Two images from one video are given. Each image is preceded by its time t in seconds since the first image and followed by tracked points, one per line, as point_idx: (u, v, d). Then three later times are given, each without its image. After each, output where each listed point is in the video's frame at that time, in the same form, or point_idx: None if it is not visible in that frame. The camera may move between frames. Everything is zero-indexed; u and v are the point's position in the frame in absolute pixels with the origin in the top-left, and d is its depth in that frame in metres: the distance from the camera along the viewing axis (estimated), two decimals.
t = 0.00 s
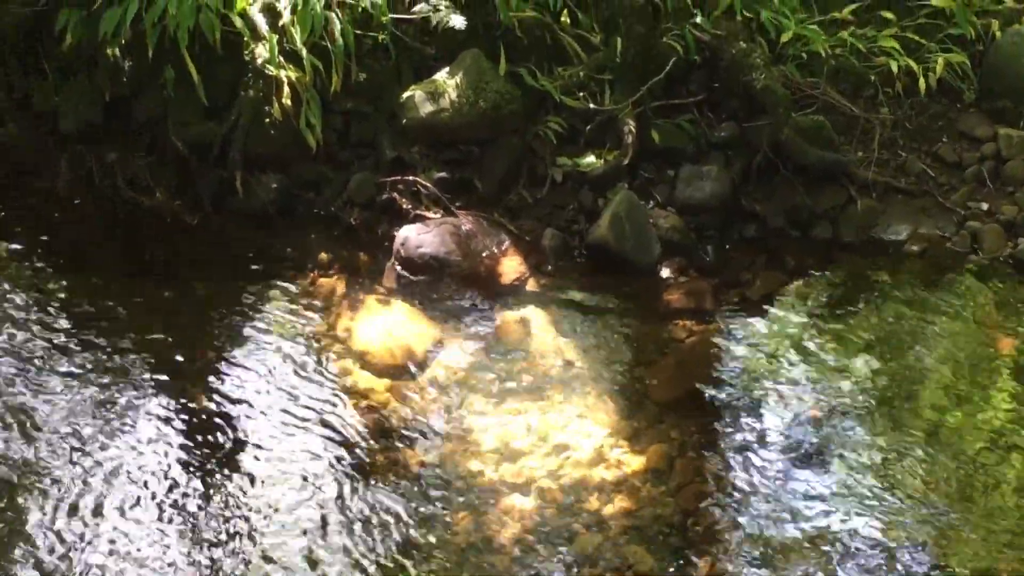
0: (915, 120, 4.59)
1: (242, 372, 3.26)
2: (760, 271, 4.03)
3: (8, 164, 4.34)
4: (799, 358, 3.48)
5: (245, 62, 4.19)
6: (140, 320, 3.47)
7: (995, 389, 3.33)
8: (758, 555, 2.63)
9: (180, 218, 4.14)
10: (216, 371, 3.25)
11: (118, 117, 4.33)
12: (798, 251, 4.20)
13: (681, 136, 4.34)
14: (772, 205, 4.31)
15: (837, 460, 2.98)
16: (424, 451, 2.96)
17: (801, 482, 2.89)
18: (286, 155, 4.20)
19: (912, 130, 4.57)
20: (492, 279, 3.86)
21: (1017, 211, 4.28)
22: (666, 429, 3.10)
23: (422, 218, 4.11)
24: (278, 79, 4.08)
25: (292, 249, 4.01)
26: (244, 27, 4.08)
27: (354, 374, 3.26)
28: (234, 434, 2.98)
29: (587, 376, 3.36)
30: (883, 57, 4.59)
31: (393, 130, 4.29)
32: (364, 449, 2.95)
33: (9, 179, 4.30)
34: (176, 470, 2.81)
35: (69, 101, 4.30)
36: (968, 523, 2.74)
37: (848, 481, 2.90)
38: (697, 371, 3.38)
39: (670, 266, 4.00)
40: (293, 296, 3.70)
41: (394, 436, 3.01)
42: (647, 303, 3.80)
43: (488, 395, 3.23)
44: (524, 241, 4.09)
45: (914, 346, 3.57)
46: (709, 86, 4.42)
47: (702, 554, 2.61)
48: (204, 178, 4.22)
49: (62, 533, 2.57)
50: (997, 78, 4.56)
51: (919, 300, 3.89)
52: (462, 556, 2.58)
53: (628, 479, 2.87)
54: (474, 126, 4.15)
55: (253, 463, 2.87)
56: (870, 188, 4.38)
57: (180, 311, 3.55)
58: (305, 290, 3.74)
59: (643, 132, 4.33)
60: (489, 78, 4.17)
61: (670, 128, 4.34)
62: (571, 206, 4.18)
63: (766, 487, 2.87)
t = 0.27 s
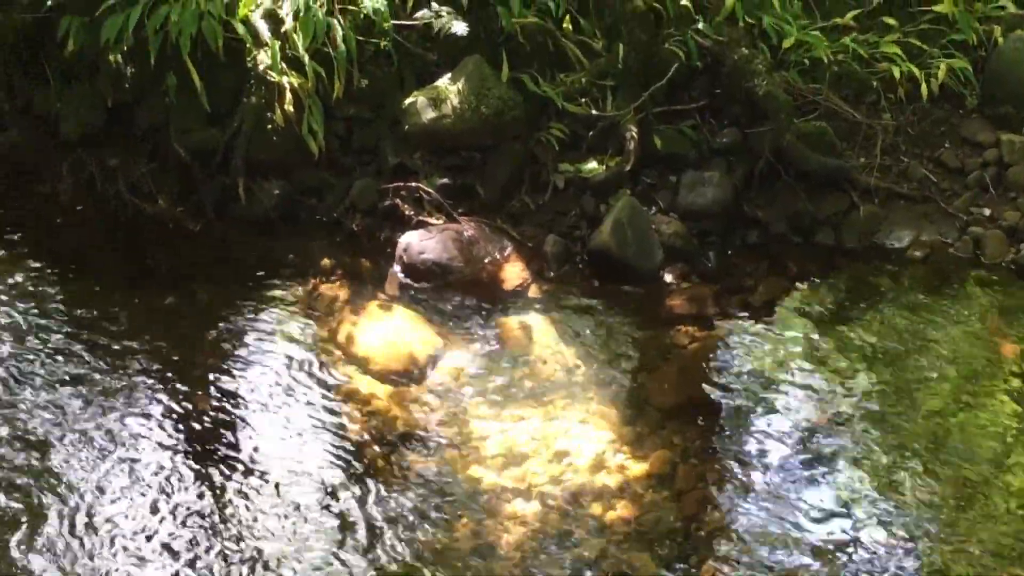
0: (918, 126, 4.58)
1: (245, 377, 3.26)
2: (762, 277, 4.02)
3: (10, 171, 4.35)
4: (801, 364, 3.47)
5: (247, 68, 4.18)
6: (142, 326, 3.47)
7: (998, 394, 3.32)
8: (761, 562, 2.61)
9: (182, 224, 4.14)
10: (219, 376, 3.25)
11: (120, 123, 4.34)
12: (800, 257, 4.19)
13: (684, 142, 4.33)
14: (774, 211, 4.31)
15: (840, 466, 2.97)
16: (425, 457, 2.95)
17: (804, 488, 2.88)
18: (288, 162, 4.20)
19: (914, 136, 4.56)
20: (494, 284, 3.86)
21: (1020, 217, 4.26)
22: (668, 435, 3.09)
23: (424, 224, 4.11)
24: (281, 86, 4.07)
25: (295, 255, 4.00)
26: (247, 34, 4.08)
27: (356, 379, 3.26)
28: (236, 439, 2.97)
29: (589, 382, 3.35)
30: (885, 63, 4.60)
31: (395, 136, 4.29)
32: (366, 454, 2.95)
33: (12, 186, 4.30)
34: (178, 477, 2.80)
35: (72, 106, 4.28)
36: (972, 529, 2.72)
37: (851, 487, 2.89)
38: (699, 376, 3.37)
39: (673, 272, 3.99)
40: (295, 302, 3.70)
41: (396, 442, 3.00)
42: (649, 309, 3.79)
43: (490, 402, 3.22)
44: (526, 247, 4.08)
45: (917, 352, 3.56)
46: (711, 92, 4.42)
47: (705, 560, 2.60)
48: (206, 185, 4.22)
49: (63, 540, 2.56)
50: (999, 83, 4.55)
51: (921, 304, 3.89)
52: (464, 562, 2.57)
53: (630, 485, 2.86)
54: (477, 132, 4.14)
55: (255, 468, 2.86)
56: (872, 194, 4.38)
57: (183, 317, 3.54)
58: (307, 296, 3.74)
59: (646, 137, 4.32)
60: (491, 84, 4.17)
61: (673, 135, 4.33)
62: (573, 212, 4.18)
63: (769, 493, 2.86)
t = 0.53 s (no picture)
0: (919, 133, 4.58)
1: (247, 384, 3.25)
2: (764, 284, 4.01)
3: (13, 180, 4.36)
4: (804, 371, 3.46)
5: (249, 75, 4.17)
6: (145, 334, 3.45)
7: (1002, 402, 3.30)
8: (766, 570, 2.60)
9: (185, 232, 4.14)
10: (221, 384, 3.24)
11: (123, 131, 4.31)
12: (802, 264, 4.19)
13: (685, 148, 4.34)
14: (776, 218, 4.30)
15: (844, 474, 2.95)
16: (427, 465, 2.94)
17: (809, 495, 2.87)
18: (290, 169, 4.20)
19: (916, 143, 4.56)
20: (496, 291, 3.85)
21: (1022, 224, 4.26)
22: (671, 443, 3.08)
23: (426, 232, 4.10)
24: (283, 93, 4.09)
25: (297, 263, 4.00)
26: (249, 41, 4.09)
27: (358, 387, 3.25)
28: (238, 447, 2.96)
29: (591, 389, 3.34)
30: (887, 70, 4.59)
31: (397, 143, 4.29)
32: (368, 462, 2.93)
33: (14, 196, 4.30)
34: (181, 486, 2.78)
35: (73, 115, 4.26)
36: (976, 537, 2.71)
37: (855, 494, 2.87)
38: (702, 384, 3.35)
39: (675, 279, 3.98)
40: (297, 310, 3.69)
41: (399, 450, 2.99)
42: (651, 317, 3.78)
43: (492, 409, 3.21)
44: (528, 254, 4.07)
45: (920, 359, 3.55)
46: (713, 99, 4.42)
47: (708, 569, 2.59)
48: (208, 193, 4.21)
49: (65, 550, 2.54)
50: (1001, 91, 4.54)
51: (924, 312, 3.88)
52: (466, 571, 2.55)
53: (633, 493, 2.84)
54: (479, 139, 4.15)
55: (257, 476, 2.85)
56: (874, 202, 4.37)
57: (185, 325, 3.53)
58: (309, 304, 3.73)
59: (647, 144, 4.32)
60: (493, 91, 4.17)
61: (674, 142, 4.34)
62: (575, 220, 4.17)
63: (772, 501, 2.85)
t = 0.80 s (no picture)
0: (920, 141, 4.58)
1: (249, 393, 3.24)
2: (766, 293, 4.01)
3: (14, 189, 4.33)
4: (806, 380, 3.45)
5: (251, 84, 4.17)
6: (147, 343, 3.44)
7: (1005, 410, 3.29)
8: None
9: (187, 241, 4.13)
10: (224, 393, 3.23)
11: (125, 141, 4.31)
12: (804, 273, 4.18)
13: (687, 157, 4.33)
14: (778, 226, 4.29)
15: (847, 481, 2.94)
16: (429, 473, 2.93)
17: (812, 503, 2.86)
18: (291, 179, 4.19)
19: (917, 151, 4.56)
20: (498, 300, 3.84)
21: None
22: (673, 451, 3.07)
23: (427, 241, 4.10)
24: (285, 102, 4.07)
25: (298, 272, 3.99)
26: (251, 50, 4.09)
27: (360, 396, 3.24)
28: (241, 455, 2.95)
29: (593, 398, 3.33)
30: (888, 78, 4.60)
31: (398, 153, 4.29)
32: (370, 471, 2.92)
33: (15, 207, 4.27)
34: (183, 495, 2.77)
35: (75, 124, 4.26)
36: (979, 545, 2.70)
37: (859, 502, 2.86)
38: (704, 392, 3.34)
39: (676, 288, 3.98)
40: (299, 319, 3.68)
41: (401, 458, 2.98)
42: (653, 325, 3.77)
43: (493, 418, 3.19)
44: (530, 263, 4.06)
45: (922, 367, 3.54)
46: (714, 108, 4.44)
47: None
48: (210, 202, 4.21)
49: (67, 559, 2.52)
50: (1001, 99, 4.55)
51: (925, 320, 3.87)
52: None
53: (635, 501, 2.83)
54: (481, 148, 4.14)
55: (259, 485, 2.84)
56: (876, 210, 4.37)
57: (188, 334, 3.52)
58: (311, 313, 3.72)
59: (648, 153, 4.32)
60: (496, 100, 4.17)
61: (675, 150, 4.34)
62: (576, 228, 4.17)
63: (776, 508, 2.83)
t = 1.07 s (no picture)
0: (922, 151, 4.57)
1: (251, 404, 3.22)
2: (768, 303, 4.00)
3: (16, 201, 4.33)
4: (809, 390, 3.43)
5: (253, 95, 4.18)
6: (149, 354, 3.43)
7: (1009, 420, 3.27)
8: None
9: (189, 252, 4.13)
10: (225, 403, 3.21)
11: (127, 152, 4.29)
12: (806, 283, 4.17)
13: (688, 167, 4.33)
14: (780, 237, 4.28)
15: (851, 493, 2.92)
16: (431, 484, 2.91)
17: (816, 515, 2.84)
18: (293, 189, 4.19)
19: (919, 162, 4.55)
20: (500, 311, 3.83)
21: None
22: (675, 461, 3.06)
23: (429, 251, 4.10)
24: (287, 113, 4.08)
25: (300, 282, 3.98)
26: (253, 60, 4.08)
27: (361, 407, 3.22)
28: (242, 466, 2.93)
29: (595, 409, 3.31)
30: (889, 89, 4.60)
31: (400, 163, 4.27)
32: (371, 482, 2.90)
33: (19, 219, 4.28)
34: (184, 506, 2.75)
35: (78, 136, 4.26)
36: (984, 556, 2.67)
37: (863, 513, 2.84)
38: (706, 402, 3.33)
39: (678, 298, 3.96)
40: (301, 329, 3.67)
41: (402, 469, 2.96)
42: (654, 336, 3.76)
43: (495, 429, 3.18)
44: (532, 273, 4.05)
45: (924, 378, 3.52)
46: (716, 119, 4.42)
47: None
48: (212, 214, 4.20)
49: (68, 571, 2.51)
50: (1004, 110, 4.53)
51: (927, 330, 3.86)
52: None
53: (637, 512, 2.81)
54: (482, 159, 4.15)
55: (261, 496, 2.82)
56: (877, 220, 4.36)
57: (190, 345, 3.51)
58: (313, 323, 3.71)
59: (650, 163, 4.32)
60: (497, 111, 4.18)
61: (677, 160, 4.33)
62: (578, 239, 4.17)
63: (779, 520, 2.82)
